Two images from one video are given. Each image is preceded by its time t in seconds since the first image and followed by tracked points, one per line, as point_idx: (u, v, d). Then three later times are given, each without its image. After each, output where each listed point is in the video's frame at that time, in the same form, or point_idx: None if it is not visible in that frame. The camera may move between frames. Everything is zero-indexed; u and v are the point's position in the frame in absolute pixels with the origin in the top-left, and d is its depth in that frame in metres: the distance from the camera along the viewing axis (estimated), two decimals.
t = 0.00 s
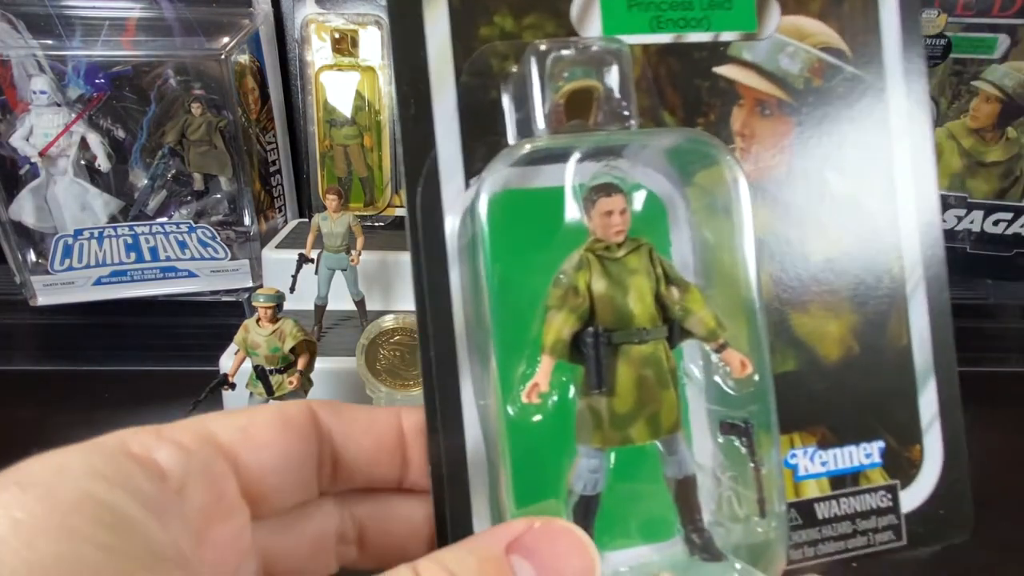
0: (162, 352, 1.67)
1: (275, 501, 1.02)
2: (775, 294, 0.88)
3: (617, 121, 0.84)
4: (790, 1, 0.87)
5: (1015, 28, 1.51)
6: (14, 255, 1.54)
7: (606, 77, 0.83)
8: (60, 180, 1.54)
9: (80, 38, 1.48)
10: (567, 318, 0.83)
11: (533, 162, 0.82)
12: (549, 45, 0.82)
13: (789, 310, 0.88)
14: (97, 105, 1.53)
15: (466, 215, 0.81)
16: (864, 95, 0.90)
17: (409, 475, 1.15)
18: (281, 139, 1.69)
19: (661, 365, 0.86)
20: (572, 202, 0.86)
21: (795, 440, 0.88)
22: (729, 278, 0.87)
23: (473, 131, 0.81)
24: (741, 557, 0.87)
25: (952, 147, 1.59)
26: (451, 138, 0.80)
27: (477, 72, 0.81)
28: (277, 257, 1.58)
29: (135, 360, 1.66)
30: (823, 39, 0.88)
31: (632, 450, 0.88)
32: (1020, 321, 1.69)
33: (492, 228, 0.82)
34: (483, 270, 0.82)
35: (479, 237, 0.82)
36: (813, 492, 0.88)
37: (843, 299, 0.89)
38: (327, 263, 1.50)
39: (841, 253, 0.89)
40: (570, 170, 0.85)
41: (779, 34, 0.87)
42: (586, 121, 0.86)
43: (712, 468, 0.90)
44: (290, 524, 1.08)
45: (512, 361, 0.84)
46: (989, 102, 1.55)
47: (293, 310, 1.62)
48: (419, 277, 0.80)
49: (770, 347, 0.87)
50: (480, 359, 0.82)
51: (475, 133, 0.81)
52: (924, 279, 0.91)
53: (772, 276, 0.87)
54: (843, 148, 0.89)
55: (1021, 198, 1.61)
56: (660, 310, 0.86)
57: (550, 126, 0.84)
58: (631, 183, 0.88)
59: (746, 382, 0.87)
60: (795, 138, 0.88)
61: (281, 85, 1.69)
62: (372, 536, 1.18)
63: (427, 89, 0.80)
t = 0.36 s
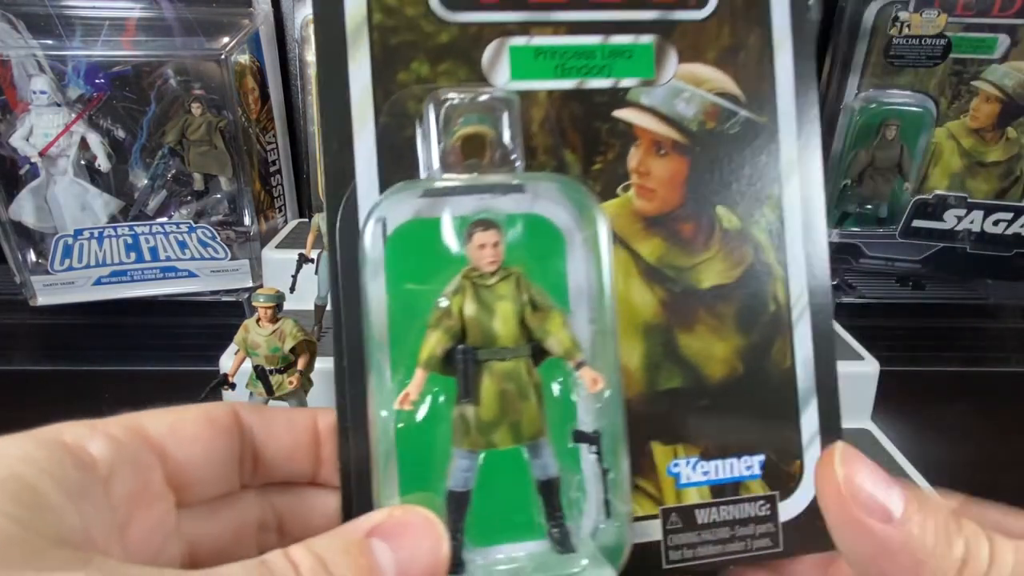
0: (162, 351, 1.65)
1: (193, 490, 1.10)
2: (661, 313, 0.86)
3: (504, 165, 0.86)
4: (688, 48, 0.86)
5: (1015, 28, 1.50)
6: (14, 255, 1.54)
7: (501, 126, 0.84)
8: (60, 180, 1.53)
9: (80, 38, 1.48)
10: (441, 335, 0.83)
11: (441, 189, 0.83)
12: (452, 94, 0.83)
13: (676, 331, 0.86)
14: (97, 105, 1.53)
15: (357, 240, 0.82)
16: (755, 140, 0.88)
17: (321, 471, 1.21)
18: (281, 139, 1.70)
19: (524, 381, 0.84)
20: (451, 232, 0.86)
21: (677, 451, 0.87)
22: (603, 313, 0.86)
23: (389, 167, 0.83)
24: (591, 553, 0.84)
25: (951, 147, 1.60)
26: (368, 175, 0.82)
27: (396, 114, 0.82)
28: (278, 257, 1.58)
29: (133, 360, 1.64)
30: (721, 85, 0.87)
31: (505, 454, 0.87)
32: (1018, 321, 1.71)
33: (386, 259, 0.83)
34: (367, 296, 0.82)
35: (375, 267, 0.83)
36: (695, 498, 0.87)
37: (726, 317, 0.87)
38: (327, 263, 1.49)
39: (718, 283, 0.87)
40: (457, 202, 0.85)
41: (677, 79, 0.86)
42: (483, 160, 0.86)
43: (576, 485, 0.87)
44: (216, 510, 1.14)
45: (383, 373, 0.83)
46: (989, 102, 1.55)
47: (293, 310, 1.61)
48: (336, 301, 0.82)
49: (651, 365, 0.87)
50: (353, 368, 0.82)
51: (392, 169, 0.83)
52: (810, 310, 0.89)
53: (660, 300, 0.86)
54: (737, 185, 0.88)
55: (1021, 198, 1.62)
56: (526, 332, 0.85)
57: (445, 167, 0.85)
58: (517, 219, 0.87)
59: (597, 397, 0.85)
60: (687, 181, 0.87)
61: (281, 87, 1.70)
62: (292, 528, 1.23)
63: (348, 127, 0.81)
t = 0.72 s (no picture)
0: (162, 351, 1.67)
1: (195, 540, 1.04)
2: (651, 380, 0.91)
3: (498, 240, 0.91)
4: (683, 129, 0.91)
5: (1015, 29, 1.50)
6: (14, 256, 1.54)
7: (496, 204, 0.90)
8: (60, 180, 1.53)
9: (80, 38, 1.48)
10: (427, 400, 0.87)
11: (442, 259, 0.89)
12: (452, 174, 0.90)
13: (664, 399, 0.91)
14: (97, 106, 1.53)
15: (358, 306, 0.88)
16: (746, 219, 0.92)
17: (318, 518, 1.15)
18: (281, 139, 1.70)
19: (501, 446, 0.86)
20: (443, 299, 0.91)
21: (661, 517, 0.90)
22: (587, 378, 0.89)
23: (395, 233, 0.90)
24: None
25: (951, 147, 1.60)
26: (377, 240, 0.89)
27: (405, 184, 0.90)
28: (278, 258, 1.58)
29: (131, 361, 1.66)
30: (713, 165, 0.92)
31: (483, 515, 0.89)
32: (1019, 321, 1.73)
33: (387, 323, 0.89)
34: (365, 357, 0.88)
35: (374, 331, 0.88)
36: (677, 567, 0.90)
37: (710, 386, 0.91)
38: (327, 263, 1.50)
39: (707, 352, 0.91)
40: (453, 271, 0.89)
41: (671, 159, 0.91)
42: (479, 235, 0.91)
43: (551, 550, 0.89)
44: (217, 556, 1.09)
45: (378, 432, 0.89)
46: (989, 102, 1.55)
47: (294, 310, 1.62)
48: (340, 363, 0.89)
49: (638, 432, 0.91)
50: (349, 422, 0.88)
51: (397, 234, 0.90)
52: (802, 383, 0.93)
53: (650, 368, 0.91)
54: (720, 261, 0.91)
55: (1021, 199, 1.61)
56: (505, 400, 0.88)
57: (444, 241, 0.91)
58: (506, 291, 0.91)
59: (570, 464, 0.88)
60: (678, 255, 0.91)
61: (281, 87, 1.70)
62: None
63: (360, 193, 0.89)
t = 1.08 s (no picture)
0: (163, 352, 1.68)
1: None
2: (638, 429, 0.89)
3: (492, 285, 0.90)
4: (674, 185, 0.90)
5: (1015, 29, 1.50)
6: (15, 256, 1.54)
7: (493, 249, 0.89)
8: (60, 180, 1.53)
9: (80, 37, 1.48)
10: (416, 439, 0.85)
11: (438, 299, 0.87)
12: (452, 221, 0.89)
13: (651, 448, 0.89)
14: (97, 106, 1.53)
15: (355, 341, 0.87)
16: (735, 274, 0.90)
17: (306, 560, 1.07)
18: (281, 139, 1.70)
19: (488, 488, 0.85)
20: (437, 340, 0.89)
21: (644, 567, 0.88)
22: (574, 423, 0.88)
23: (395, 273, 0.89)
24: None
25: (951, 147, 1.60)
26: (377, 279, 0.89)
27: (406, 229, 0.89)
28: (278, 257, 1.58)
29: (133, 361, 1.67)
30: (704, 220, 0.91)
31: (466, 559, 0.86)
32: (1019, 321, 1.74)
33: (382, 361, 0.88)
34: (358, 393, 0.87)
35: (369, 369, 0.87)
36: None
37: (697, 437, 0.90)
38: (327, 263, 1.50)
39: (693, 404, 0.90)
40: (448, 311, 0.88)
41: (663, 214, 0.90)
42: (474, 279, 0.90)
43: None
44: None
45: (366, 469, 0.87)
46: (989, 102, 1.54)
47: (294, 311, 1.62)
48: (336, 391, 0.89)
49: (624, 479, 0.89)
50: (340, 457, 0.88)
51: (397, 274, 0.89)
52: (786, 436, 0.90)
53: (637, 416, 0.89)
54: (709, 313, 0.90)
55: (1021, 199, 1.61)
56: (492, 442, 0.86)
57: (441, 285, 0.90)
58: (499, 333, 0.89)
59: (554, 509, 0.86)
60: (669, 306, 0.90)
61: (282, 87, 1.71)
62: None
63: (364, 233, 0.89)
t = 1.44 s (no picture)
0: (164, 352, 1.68)
1: None
2: (633, 455, 0.88)
3: (484, 315, 0.88)
4: (669, 210, 0.88)
5: (1015, 29, 1.49)
6: (14, 256, 1.54)
7: (485, 281, 0.87)
8: (60, 180, 1.53)
9: (80, 38, 1.48)
10: (405, 474, 0.83)
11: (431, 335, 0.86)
12: (444, 254, 0.87)
13: (645, 474, 0.87)
14: (97, 106, 1.53)
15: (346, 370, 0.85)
16: (730, 299, 0.89)
17: None
18: (281, 139, 1.70)
19: (478, 523, 0.82)
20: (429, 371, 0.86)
21: None
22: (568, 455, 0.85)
23: (388, 299, 0.88)
24: None
25: (951, 147, 1.60)
26: (371, 305, 0.87)
27: (400, 257, 0.87)
28: (278, 257, 1.58)
29: (135, 361, 1.67)
30: (699, 244, 0.89)
31: None
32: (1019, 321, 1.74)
33: (373, 394, 0.85)
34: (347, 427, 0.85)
35: (361, 400, 0.85)
36: None
37: (692, 463, 0.88)
38: (327, 263, 1.49)
39: (688, 429, 0.88)
40: (440, 343, 0.86)
41: (657, 238, 0.88)
42: (466, 309, 0.88)
43: None
44: None
45: (354, 505, 0.85)
46: (988, 102, 1.55)
47: (294, 311, 1.62)
48: (332, 419, 0.87)
49: (619, 505, 0.87)
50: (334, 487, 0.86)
51: (392, 300, 0.88)
52: (782, 463, 0.89)
53: (632, 442, 0.88)
54: (703, 338, 0.88)
55: (1021, 199, 1.61)
56: (483, 477, 0.83)
57: (433, 315, 0.88)
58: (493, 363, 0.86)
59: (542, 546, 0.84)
60: (664, 333, 0.88)
61: (282, 87, 1.71)
62: None
63: (357, 261, 0.87)
